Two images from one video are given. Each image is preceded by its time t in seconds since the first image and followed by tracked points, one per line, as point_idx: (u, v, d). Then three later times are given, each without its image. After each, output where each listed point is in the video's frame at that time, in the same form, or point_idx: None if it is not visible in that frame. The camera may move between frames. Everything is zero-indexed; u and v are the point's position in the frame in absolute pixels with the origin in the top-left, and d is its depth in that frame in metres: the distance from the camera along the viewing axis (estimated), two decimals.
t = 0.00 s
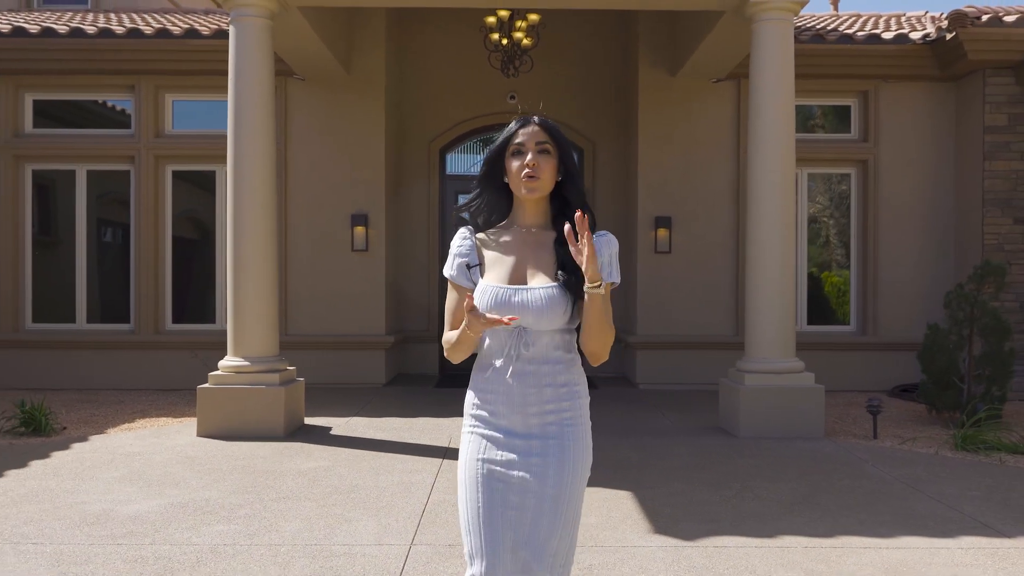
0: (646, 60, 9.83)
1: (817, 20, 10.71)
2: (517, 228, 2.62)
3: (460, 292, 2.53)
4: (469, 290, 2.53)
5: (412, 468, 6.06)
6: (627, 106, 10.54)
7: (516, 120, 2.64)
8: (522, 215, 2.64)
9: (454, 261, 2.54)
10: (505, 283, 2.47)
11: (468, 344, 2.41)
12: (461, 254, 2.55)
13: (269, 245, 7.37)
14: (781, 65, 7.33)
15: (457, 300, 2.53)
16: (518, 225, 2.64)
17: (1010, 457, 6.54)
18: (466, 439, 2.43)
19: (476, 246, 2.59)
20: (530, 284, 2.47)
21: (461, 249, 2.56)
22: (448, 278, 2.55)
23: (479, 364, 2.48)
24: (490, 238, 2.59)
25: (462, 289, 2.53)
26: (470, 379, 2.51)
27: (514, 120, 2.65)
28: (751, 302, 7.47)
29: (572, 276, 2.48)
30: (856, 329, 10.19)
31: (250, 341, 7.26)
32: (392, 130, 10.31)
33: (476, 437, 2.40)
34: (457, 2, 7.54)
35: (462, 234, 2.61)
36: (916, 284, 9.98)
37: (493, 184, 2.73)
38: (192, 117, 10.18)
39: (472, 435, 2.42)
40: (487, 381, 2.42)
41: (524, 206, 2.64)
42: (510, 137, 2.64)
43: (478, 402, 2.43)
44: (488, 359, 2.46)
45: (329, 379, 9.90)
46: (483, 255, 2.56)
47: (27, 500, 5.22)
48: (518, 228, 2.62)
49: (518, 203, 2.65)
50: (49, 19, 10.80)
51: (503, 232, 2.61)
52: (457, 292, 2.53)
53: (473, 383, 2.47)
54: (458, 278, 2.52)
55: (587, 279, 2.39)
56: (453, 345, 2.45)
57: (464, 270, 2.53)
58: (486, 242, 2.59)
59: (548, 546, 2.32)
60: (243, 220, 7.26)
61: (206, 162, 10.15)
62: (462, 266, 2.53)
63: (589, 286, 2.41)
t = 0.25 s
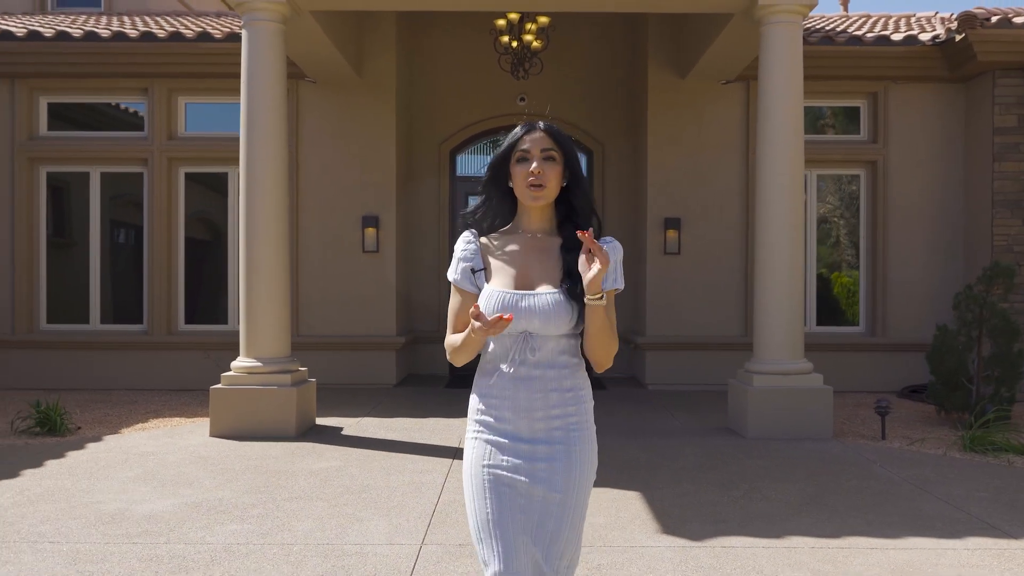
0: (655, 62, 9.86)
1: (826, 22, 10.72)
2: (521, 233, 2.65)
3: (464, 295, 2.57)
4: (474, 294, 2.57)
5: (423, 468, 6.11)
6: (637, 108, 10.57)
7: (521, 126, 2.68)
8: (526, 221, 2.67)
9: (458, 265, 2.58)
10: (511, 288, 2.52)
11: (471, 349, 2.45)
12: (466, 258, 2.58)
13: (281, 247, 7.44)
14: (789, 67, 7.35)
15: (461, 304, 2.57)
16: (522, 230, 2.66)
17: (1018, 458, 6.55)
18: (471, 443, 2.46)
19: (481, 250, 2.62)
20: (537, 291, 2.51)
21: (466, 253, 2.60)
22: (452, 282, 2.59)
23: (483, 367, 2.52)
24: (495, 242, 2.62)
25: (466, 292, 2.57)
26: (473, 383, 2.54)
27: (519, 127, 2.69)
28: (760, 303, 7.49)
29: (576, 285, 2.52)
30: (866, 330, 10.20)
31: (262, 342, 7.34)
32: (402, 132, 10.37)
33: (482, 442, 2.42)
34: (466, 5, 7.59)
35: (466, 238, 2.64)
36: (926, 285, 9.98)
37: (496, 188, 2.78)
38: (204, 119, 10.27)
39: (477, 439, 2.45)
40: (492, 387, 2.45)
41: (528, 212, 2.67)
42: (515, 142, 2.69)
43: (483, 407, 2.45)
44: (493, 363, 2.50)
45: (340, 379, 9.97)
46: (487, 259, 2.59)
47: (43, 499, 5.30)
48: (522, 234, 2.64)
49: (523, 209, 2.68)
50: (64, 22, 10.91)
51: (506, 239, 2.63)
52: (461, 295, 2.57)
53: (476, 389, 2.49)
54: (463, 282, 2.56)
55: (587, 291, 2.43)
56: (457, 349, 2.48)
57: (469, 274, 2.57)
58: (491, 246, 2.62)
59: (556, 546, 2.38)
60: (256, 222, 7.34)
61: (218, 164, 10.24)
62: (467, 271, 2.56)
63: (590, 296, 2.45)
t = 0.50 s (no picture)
0: (659, 64, 9.88)
1: (830, 23, 10.73)
2: (520, 242, 2.57)
3: (466, 303, 2.50)
4: (476, 301, 2.50)
5: (427, 469, 6.14)
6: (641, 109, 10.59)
7: (523, 136, 2.59)
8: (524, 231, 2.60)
9: (459, 272, 2.50)
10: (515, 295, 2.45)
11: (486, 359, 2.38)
12: (468, 265, 2.51)
13: (286, 248, 7.47)
14: (792, 70, 7.36)
15: (462, 312, 2.50)
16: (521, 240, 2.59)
17: (1021, 460, 6.55)
18: (476, 454, 2.42)
19: (481, 256, 2.54)
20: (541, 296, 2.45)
21: (467, 260, 2.51)
22: (451, 289, 2.51)
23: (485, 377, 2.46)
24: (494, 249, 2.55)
25: (467, 300, 2.50)
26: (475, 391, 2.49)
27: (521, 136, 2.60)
28: (763, 305, 7.51)
29: (581, 293, 2.48)
30: (869, 331, 10.21)
31: (268, 343, 7.38)
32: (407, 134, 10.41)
33: (488, 453, 2.38)
34: (470, 8, 7.61)
35: (465, 245, 2.56)
36: (930, 286, 9.99)
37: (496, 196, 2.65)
38: (209, 121, 10.31)
39: (482, 450, 2.41)
40: (497, 397, 2.40)
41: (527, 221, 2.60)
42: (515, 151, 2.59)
43: (488, 418, 2.41)
44: (496, 373, 2.44)
45: (343, 380, 10.01)
46: (489, 266, 2.52)
47: (50, 500, 5.33)
48: (521, 242, 2.57)
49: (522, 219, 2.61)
50: (69, 23, 10.96)
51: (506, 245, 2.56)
52: (463, 303, 2.50)
53: (481, 399, 2.44)
54: (465, 290, 2.48)
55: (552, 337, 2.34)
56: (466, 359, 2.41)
57: (471, 281, 2.49)
58: (491, 253, 2.54)
59: (566, 555, 2.38)
60: (260, 223, 7.37)
61: (223, 165, 10.28)
62: (469, 278, 2.49)
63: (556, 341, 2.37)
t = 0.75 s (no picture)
0: (660, 65, 9.88)
1: (831, 23, 10.72)
2: (522, 247, 2.55)
3: (468, 311, 2.45)
4: (479, 308, 2.45)
5: (428, 470, 6.14)
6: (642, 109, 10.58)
7: (523, 141, 2.52)
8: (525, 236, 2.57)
9: (461, 279, 2.45)
10: (521, 300, 2.41)
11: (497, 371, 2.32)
12: (470, 271, 2.46)
13: (287, 249, 7.46)
14: (794, 71, 7.36)
15: (465, 320, 2.44)
16: (523, 246, 2.56)
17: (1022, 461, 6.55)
18: (479, 463, 2.36)
19: (484, 262, 2.49)
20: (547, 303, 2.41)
21: (468, 268, 2.46)
22: (453, 297, 2.45)
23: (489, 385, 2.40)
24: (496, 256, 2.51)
25: (470, 308, 2.45)
26: (478, 398, 2.43)
27: (520, 140, 2.54)
28: (765, 305, 7.51)
29: (589, 295, 2.46)
30: (870, 331, 10.21)
31: (269, 344, 7.38)
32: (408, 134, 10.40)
33: (492, 463, 2.33)
34: (472, 8, 7.60)
35: (466, 252, 2.52)
36: (931, 286, 9.98)
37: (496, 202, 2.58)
38: (210, 121, 10.31)
39: (485, 460, 2.35)
40: (503, 406, 2.34)
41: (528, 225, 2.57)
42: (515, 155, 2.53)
43: (492, 427, 2.35)
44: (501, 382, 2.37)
45: (345, 380, 10.01)
46: (492, 272, 2.48)
47: (52, 501, 5.33)
48: (523, 248, 2.54)
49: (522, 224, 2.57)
50: (70, 23, 10.95)
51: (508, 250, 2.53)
52: (465, 310, 2.44)
53: (486, 408, 2.38)
54: (467, 297, 2.43)
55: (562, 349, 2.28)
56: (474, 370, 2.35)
57: (473, 288, 2.44)
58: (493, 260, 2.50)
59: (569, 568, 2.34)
60: (262, 224, 7.36)
61: (224, 166, 10.27)
62: (471, 285, 2.44)
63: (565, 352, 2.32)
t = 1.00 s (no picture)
0: (661, 64, 9.87)
1: (832, 23, 10.70)
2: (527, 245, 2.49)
3: (471, 314, 2.39)
4: (482, 312, 2.39)
5: (429, 471, 6.13)
6: (643, 109, 10.57)
7: (524, 133, 2.47)
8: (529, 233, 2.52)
9: (464, 281, 2.39)
10: (527, 301, 2.34)
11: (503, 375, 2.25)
12: (473, 273, 2.40)
13: (288, 249, 7.45)
14: (794, 71, 7.35)
15: (469, 324, 2.39)
16: (528, 244, 2.50)
17: None
18: (481, 470, 2.27)
19: (487, 264, 2.44)
20: (554, 303, 2.34)
21: (471, 269, 2.41)
22: (456, 300, 2.40)
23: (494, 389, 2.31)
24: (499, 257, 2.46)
25: (473, 311, 2.39)
26: (482, 402, 2.34)
27: (522, 133, 2.48)
28: (766, 306, 7.50)
29: (598, 295, 2.39)
30: (871, 332, 10.20)
31: (269, 344, 7.37)
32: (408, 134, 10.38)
33: (495, 471, 2.24)
34: (472, 8, 7.59)
35: (468, 253, 2.46)
36: (932, 286, 9.97)
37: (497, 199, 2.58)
38: (210, 121, 10.30)
39: (487, 467, 2.27)
40: (508, 410, 2.26)
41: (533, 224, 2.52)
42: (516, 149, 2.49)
43: (495, 433, 2.26)
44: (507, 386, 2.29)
45: (345, 381, 10.00)
46: (495, 273, 2.42)
47: (51, 503, 5.32)
48: (528, 246, 2.49)
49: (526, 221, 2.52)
50: (70, 23, 10.93)
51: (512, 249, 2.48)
52: (468, 314, 2.39)
53: (490, 410, 2.30)
54: (470, 300, 2.38)
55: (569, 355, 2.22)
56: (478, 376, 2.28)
57: (476, 290, 2.39)
58: (496, 262, 2.44)
59: None
60: (262, 224, 7.36)
61: (225, 166, 10.26)
62: (474, 287, 2.39)
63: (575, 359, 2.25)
